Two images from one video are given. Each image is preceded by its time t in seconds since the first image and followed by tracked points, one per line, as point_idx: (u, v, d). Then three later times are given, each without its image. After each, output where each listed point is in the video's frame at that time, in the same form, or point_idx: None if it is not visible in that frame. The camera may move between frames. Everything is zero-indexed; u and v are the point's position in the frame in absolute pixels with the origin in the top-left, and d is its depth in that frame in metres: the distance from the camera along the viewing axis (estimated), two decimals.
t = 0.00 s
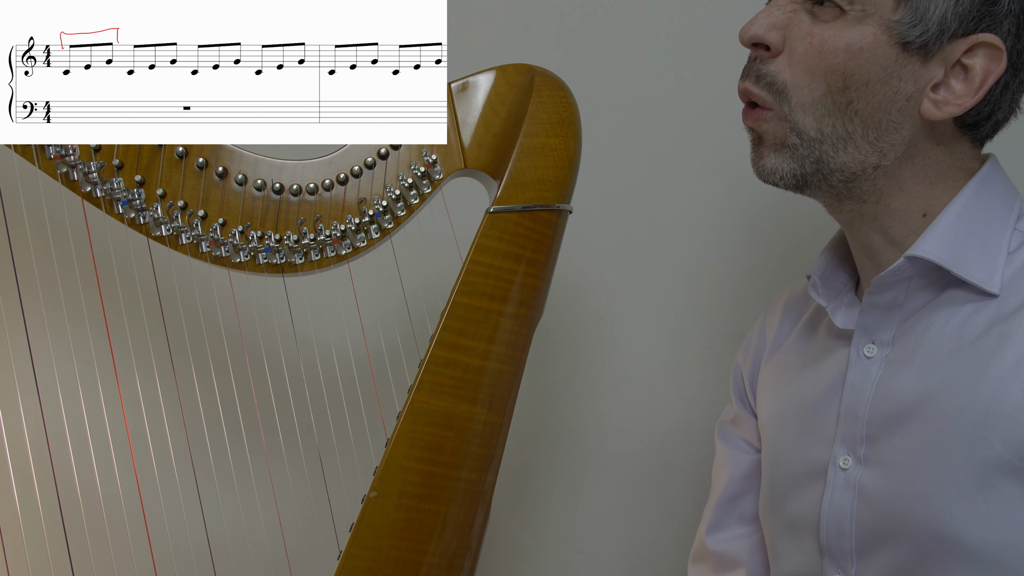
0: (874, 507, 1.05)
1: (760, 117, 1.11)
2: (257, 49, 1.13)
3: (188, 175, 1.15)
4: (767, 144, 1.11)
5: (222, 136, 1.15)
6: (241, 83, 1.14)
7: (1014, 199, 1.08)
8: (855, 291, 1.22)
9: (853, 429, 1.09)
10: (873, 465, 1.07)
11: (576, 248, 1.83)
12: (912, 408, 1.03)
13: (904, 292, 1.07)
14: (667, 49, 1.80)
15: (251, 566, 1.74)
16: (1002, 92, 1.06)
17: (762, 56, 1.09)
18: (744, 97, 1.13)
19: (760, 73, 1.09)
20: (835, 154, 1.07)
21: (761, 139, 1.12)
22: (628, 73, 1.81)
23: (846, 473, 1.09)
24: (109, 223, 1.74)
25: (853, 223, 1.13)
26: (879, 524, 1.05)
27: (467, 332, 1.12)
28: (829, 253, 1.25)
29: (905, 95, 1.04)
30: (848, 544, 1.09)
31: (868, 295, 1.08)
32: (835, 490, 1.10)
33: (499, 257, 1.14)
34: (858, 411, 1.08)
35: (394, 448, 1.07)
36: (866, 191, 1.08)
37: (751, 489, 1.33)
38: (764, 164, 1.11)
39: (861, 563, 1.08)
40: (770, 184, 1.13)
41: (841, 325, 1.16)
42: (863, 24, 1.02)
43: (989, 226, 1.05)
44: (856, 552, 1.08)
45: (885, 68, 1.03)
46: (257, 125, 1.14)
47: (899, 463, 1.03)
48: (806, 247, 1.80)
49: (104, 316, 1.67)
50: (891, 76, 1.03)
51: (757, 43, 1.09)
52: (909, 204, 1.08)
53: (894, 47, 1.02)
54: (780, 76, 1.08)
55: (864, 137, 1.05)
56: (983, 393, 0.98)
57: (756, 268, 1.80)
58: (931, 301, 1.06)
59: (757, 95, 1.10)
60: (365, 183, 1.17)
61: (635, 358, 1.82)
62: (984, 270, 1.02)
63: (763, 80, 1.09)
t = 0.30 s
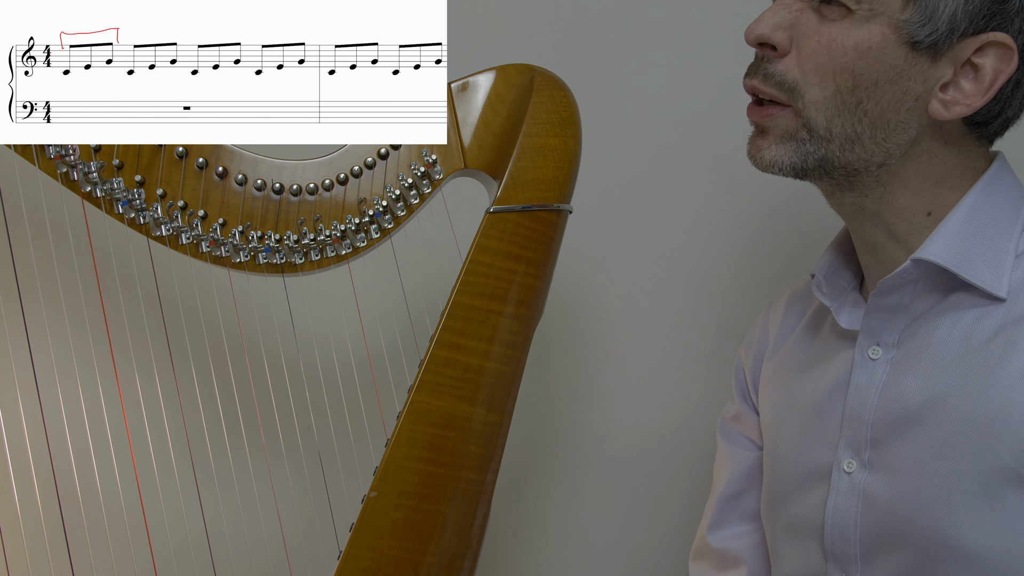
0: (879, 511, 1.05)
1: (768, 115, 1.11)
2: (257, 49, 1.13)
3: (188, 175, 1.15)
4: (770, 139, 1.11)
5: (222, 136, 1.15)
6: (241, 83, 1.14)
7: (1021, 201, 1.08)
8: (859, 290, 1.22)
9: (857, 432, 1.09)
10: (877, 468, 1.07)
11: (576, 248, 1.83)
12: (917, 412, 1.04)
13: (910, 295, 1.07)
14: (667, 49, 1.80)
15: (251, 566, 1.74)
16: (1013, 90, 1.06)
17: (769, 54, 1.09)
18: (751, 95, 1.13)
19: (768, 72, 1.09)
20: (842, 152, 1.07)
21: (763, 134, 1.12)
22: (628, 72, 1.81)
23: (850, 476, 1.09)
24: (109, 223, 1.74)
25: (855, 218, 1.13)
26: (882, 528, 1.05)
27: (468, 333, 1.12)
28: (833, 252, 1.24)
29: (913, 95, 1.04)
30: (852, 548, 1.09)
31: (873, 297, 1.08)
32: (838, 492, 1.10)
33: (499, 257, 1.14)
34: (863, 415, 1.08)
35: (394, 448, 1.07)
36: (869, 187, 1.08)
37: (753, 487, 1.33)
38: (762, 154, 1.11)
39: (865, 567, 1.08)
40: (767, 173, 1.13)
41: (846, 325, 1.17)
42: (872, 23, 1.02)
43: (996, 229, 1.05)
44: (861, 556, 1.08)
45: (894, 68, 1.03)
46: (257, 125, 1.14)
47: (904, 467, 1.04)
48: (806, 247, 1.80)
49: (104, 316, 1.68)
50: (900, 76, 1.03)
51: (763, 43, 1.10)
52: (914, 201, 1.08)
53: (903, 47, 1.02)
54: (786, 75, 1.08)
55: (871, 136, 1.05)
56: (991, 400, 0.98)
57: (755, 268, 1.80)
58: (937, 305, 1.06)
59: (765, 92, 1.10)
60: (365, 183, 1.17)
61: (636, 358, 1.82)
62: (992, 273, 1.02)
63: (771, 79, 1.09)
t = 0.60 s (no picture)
0: (880, 508, 1.05)
1: (767, 112, 1.11)
2: (257, 49, 1.13)
3: (188, 175, 1.15)
4: (768, 136, 1.11)
5: (222, 136, 1.15)
6: (241, 83, 1.14)
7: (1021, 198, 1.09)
8: (858, 289, 1.22)
9: (858, 429, 1.09)
10: (878, 466, 1.06)
11: (576, 248, 1.83)
12: (918, 410, 1.04)
13: (910, 291, 1.07)
14: (666, 49, 1.80)
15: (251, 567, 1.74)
16: (1011, 83, 1.06)
17: (766, 52, 1.10)
18: (750, 92, 1.13)
19: (764, 70, 1.10)
20: (839, 147, 1.07)
21: (761, 131, 1.12)
22: (628, 72, 1.81)
23: (851, 474, 1.09)
24: (109, 223, 1.74)
25: (853, 215, 1.13)
26: (883, 526, 1.05)
27: (468, 333, 1.12)
28: (832, 251, 1.24)
29: (909, 89, 1.04)
30: (856, 545, 1.08)
31: (874, 294, 1.07)
32: (839, 490, 1.10)
33: (499, 257, 1.14)
34: (863, 412, 1.08)
35: (394, 448, 1.06)
36: (866, 183, 1.08)
37: (758, 490, 1.33)
38: (761, 151, 1.11)
39: (870, 565, 1.08)
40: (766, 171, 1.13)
41: (845, 323, 1.17)
42: (866, 17, 1.02)
43: (997, 226, 1.05)
44: (864, 554, 1.08)
45: (888, 62, 1.03)
46: (257, 125, 1.14)
47: (905, 465, 1.03)
48: (806, 247, 1.80)
49: (104, 316, 1.68)
50: (895, 69, 1.03)
51: (759, 41, 1.10)
52: (911, 198, 1.08)
53: (897, 41, 1.02)
54: (783, 73, 1.08)
55: (867, 131, 1.05)
56: (993, 395, 0.98)
57: (756, 268, 1.80)
58: (937, 301, 1.06)
59: (763, 89, 1.10)
60: (365, 183, 1.17)
61: (636, 358, 1.82)
62: (992, 269, 1.02)
63: (767, 76, 1.09)
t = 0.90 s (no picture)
0: (873, 500, 1.05)
1: (760, 110, 1.12)
2: (257, 49, 1.13)
3: (188, 175, 1.15)
4: (763, 134, 1.12)
5: (222, 136, 1.15)
6: (241, 83, 1.14)
7: (1008, 194, 1.10)
8: (852, 292, 1.22)
9: (851, 424, 1.09)
10: (872, 460, 1.06)
11: (575, 247, 1.83)
12: (911, 402, 1.04)
13: (901, 287, 1.08)
14: (665, 48, 1.80)
15: (251, 567, 1.74)
16: (998, 84, 1.07)
17: (759, 52, 1.11)
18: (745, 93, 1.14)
19: (757, 69, 1.11)
20: (832, 143, 1.07)
21: (757, 129, 1.12)
22: (627, 71, 1.81)
23: (844, 468, 1.09)
24: (109, 223, 1.74)
25: (846, 215, 1.13)
26: (874, 516, 1.05)
27: (468, 333, 1.12)
28: (826, 255, 1.25)
29: (900, 84, 1.04)
30: (850, 538, 1.08)
31: (864, 290, 1.09)
32: (833, 485, 1.10)
33: (499, 257, 1.14)
34: (856, 407, 1.09)
35: (394, 448, 1.07)
36: (860, 180, 1.09)
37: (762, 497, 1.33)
38: (757, 149, 1.12)
39: (864, 559, 1.08)
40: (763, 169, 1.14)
41: (839, 325, 1.17)
42: (859, 16, 1.03)
43: (984, 220, 1.06)
44: (859, 547, 1.08)
45: (879, 58, 1.03)
46: (257, 125, 1.14)
47: (897, 455, 1.03)
48: (805, 246, 1.80)
49: (104, 315, 1.68)
50: (886, 66, 1.04)
51: (754, 42, 1.11)
52: (902, 196, 1.08)
53: (888, 38, 1.03)
54: (778, 71, 1.09)
55: (860, 126, 1.05)
56: (978, 382, 0.98)
57: (755, 267, 1.80)
58: (928, 296, 1.07)
59: (758, 89, 1.11)
60: (365, 183, 1.17)
61: (636, 357, 1.82)
62: (978, 263, 1.03)
63: (761, 76, 1.10)
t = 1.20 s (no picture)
0: (871, 499, 1.05)
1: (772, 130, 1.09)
2: (257, 49, 1.13)
3: (188, 175, 1.15)
4: (777, 155, 1.09)
5: (222, 136, 1.15)
6: (241, 83, 1.14)
7: (998, 193, 1.10)
8: (847, 294, 1.22)
9: (848, 425, 1.09)
10: (869, 459, 1.06)
11: (575, 248, 1.83)
12: (907, 400, 1.04)
13: (894, 287, 1.08)
14: (665, 48, 1.80)
15: (251, 567, 1.73)
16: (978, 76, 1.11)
17: (762, 71, 1.08)
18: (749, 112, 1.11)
19: (764, 89, 1.08)
20: (848, 154, 1.06)
21: (769, 150, 1.10)
22: (627, 71, 1.81)
23: (842, 468, 1.09)
24: (109, 223, 1.74)
25: (847, 224, 1.14)
26: (873, 514, 1.05)
27: (468, 333, 1.12)
28: (819, 259, 1.26)
29: (903, 87, 1.05)
30: (849, 538, 1.08)
31: (856, 293, 1.09)
32: (831, 485, 1.10)
33: (499, 257, 1.14)
34: (851, 407, 1.09)
35: (394, 448, 1.07)
36: (870, 187, 1.09)
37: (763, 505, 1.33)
38: (771, 172, 1.09)
39: (863, 558, 1.08)
40: (776, 191, 1.11)
41: (834, 326, 1.18)
42: (860, 24, 1.03)
43: (974, 219, 1.06)
44: (858, 546, 1.08)
45: (884, 64, 1.04)
46: (256, 125, 1.14)
47: (893, 453, 1.03)
48: (804, 246, 1.81)
49: (104, 315, 1.68)
50: (889, 71, 1.04)
51: (754, 58, 1.08)
52: (901, 198, 1.10)
53: (890, 42, 1.03)
54: (786, 88, 1.06)
55: (870, 133, 1.05)
56: (972, 377, 0.99)
57: (754, 266, 1.81)
58: (920, 295, 1.07)
59: (767, 106, 1.08)
60: (365, 183, 1.17)
61: (635, 357, 1.82)
62: (970, 261, 1.03)
63: (769, 96, 1.07)
